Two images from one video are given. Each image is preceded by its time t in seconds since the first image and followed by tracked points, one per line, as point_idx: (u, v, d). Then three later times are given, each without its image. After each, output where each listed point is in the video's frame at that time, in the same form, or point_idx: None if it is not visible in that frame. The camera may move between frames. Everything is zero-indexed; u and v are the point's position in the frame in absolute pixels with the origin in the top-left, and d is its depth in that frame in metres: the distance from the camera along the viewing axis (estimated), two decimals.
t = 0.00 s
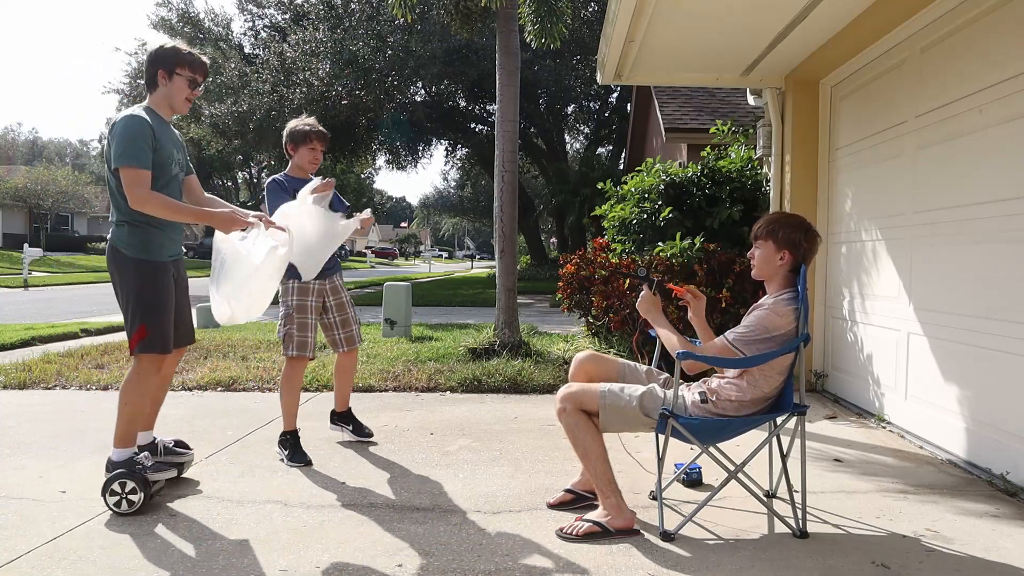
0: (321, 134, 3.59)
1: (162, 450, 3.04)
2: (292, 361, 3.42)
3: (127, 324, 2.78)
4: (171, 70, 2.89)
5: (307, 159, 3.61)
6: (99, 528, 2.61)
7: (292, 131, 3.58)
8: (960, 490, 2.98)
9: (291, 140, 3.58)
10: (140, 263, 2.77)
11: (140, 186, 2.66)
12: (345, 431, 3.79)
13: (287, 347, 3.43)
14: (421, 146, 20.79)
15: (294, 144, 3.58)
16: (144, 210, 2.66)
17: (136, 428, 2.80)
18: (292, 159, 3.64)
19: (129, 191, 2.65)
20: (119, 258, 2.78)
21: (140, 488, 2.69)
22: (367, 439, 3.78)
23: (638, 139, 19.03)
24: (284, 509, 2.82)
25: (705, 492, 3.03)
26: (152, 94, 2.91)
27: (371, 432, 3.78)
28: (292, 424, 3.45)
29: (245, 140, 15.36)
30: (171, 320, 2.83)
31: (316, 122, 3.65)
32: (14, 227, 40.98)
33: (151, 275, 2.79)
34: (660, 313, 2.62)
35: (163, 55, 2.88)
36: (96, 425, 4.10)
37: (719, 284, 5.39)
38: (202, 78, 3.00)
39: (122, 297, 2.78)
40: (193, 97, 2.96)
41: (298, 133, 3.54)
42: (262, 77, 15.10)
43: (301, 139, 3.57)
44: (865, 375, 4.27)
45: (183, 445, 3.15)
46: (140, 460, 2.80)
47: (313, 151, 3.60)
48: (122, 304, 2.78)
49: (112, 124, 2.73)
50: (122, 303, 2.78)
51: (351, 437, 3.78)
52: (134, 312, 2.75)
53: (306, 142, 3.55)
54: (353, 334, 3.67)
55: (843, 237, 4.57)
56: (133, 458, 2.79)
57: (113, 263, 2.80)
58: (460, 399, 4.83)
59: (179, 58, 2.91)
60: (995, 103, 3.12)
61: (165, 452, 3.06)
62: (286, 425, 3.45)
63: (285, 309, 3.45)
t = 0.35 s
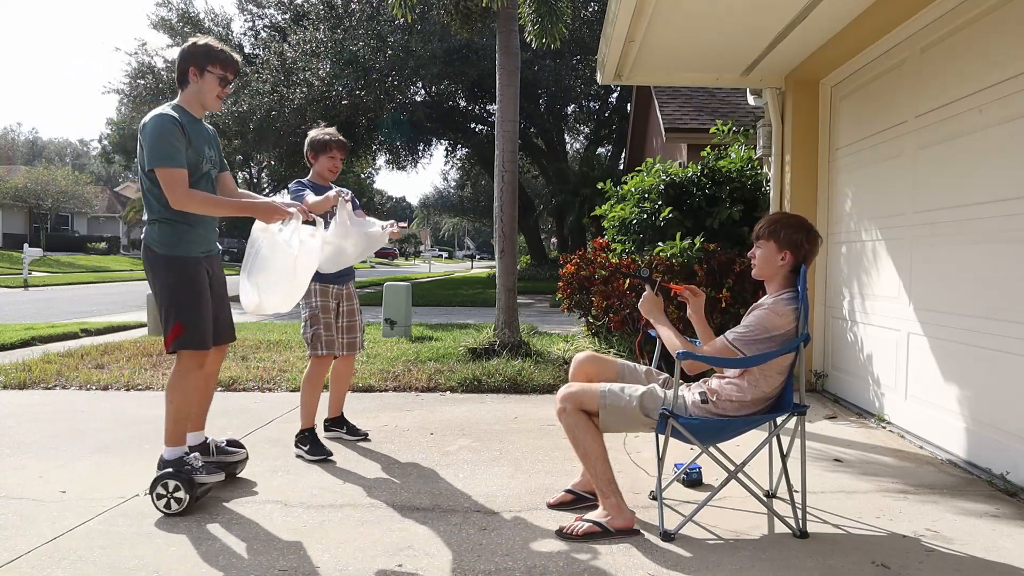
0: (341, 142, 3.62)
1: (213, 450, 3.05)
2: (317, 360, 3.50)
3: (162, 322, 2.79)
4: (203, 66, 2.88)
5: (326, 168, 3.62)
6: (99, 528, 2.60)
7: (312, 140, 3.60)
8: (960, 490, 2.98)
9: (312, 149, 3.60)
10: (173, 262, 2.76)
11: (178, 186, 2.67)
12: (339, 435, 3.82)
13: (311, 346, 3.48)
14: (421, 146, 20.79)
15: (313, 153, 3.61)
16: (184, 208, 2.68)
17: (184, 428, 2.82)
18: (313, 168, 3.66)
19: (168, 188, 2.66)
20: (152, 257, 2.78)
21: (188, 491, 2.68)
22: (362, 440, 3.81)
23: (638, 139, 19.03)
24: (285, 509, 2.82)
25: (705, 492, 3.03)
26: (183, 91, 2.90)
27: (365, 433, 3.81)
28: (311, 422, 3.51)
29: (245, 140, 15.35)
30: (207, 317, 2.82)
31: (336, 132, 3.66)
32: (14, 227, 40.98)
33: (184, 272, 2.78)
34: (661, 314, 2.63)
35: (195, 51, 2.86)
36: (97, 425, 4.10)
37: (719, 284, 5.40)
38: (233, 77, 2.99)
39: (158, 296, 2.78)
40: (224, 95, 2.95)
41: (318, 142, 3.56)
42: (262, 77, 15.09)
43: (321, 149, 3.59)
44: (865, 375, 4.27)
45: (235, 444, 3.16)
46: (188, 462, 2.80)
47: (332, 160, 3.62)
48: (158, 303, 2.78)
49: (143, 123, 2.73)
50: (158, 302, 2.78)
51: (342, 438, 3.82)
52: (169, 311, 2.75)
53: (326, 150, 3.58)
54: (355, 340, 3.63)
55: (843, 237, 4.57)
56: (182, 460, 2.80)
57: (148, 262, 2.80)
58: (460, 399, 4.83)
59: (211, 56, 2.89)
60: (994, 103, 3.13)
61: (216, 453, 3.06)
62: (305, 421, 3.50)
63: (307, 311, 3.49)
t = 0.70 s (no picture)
0: (352, 138, 3.61)
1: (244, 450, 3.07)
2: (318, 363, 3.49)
3: (201, 322, 2.80)
4: (225, 68, 2.88)
5: (337, 165, 3.61)
6: (99, 528, 2.60)
7: (324, 136, 3.59)
8: (960, 490, 2.97)
9: (324, 145, 3.59)
10: (213, 261, 2.78)
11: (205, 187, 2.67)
12: (339, 435, 3.82)
13: (310, 349, 3.48)
14: (421, 146, 20.79)
15: (325, 150, 3.60)
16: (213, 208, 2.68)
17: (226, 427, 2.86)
18: (325, 165, 3.65)
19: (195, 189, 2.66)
20: (187, 258, 2.78)
21: (245, 489, 2.71)
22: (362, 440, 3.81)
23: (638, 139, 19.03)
24: (284, 509, 2.82)
25: (705, 492, 3.03)
26: (206, 92, 2.90)
27: (365, 433, 3.81)
28: (321, 422, 3.51)
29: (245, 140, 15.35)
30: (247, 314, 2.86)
31: (349, 128, 3.65)
32: (14, 227, 40.98)
33: (223, 271, 2.80)
34: (659, 305, 2.59)
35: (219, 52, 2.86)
36: (97, 425, 4.10)
37: (719, 284, 5.40)
38: (255, 77, 2.98)
39: (197, 297, 2.79)
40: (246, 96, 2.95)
41: (329, 139, 3.55)
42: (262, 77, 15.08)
43: (332, 146, 3.58)
44: (864, 375, 4.27)
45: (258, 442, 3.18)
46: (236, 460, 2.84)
47: (343, 156, 3.61)
48: (197, 304, 2.80)
49: (170, 125, 2.73)
50: (197, 303, 2.80)
51: (342, 437, 3.82)
52: (212, 310, 2.77)
53: (337, 147, 3.56)
54: (356, 343, 3.58)
55: (843, 237, 4.57)
56: (230, 458, 2.84)
57: (183, 263, 2.80)
58: (460, 399, 4.83)
59: (234, 56, 2.89)
60: (994, 103, 3.13)
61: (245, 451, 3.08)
62: (315, 424, 3.50)
63: (311, 311, 3.49)
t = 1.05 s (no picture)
0: (359, 134, 3.60)
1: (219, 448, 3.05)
2: (319, 366, 3.47)
3: (205, 325, 2.78)
4: (232, 72, 2.88)
5: (343, 161, 3.61)
6: (100, 528, 2.60)
7: (330, 132, 3.60)
8: (960, 490, 2.98)
9: (329, 141, 3.60)
10: (225, 265, 2.80)
11: (212, 182, 2.67)
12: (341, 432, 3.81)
13: (314, 351, 3.48)
14: (421, 146, 20.80)
15: (331, 145, 3.59)
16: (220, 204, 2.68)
17: (214, 427, 2.83)
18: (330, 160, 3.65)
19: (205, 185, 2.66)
20: (197, 261, 2.77)
21: (233, 489, 2.72)
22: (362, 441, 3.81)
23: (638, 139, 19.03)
24: (284, 509, 2.81)
25: (705, 492, 3.03)
26: (212, 97, 2.92)
27: (366, 436, 3.80)
28: (321, 423, 3.49)
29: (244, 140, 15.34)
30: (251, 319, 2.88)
31: (355, 123, 3.65)
32: (14, 227, 40.99)
33: (231, 274, 2.81)
34: (655, 303, 2.58)
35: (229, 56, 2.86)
36: (97, 425, 4.10)
37: (719, 284, 5.40)
38: (262, 82, 2.98)
39: (205, 298, 2.78)
40: (253, 100, 2.95)
41: (335, 134, 3.55)
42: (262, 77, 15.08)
43: (338, 141, 3.58)
44: (864, 375, 4.27)
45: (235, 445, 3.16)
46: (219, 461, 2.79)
47: (348, 152, 3.60)
48: (204, 305, 2.79)
49: (182, 124, 2.74)
50: (204, 303, 2.79)
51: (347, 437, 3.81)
52: (220, 313, 2.77)
53: (342, 143, 3.56)
54: (366, 340, 3.63)
55: (844, 237, 4.57)
56: (212, 459, 2.78)
57: (190, 264, 2.79)
58: (460, 399, 4.83)
59: (241, 61, 2.89)
60: (994, 103, 3.13)
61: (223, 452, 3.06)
62: (314, 423, 3.48)
63: (315, 313, 3.50)
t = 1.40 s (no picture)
0: (373, 135, 3.59)
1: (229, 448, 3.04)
2: (324, 364, 3.52)
3: (212, 330, 2.80)
4: (246, 85, 2.87)
5: (357, 161, 3.61)
6: (100, 528, 2.60)
7: (345, 132, 3.59)
8: (960, 490, 2.98)
9: (343, 142, 3.60)
10: (220, 269, 2.78)
11: (189, 199, 2.64)
12: (375, 439, 3.72)
13: (324, 350, 3.52)
14: (421, 146, 20.80)
15: (345, 146, 3.60)
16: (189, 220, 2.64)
17: (235, 427, 2.83)
18: (344, 161, 3.65)
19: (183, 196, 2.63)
20: (191, 268, 2.77)
21: (263, 484, 2.76)
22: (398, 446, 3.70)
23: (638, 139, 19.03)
24: (284, 509, 2.82)
25: (705, 492, 3.03)
26: (221, 105, 2.90)
27: (399, 441, 3.69)
28: (322, 423, 3.49)
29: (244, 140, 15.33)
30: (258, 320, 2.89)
31: (370, 123, 3.64)
32: (14, 227, 40.98)
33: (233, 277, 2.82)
34: (660, 304, 2.58)
35: (246, 69, 2.85)
36: (97, 425, 4.10)
37: (719, 284, 5.40)
38: (275, 98, 2.96)
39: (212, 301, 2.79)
40: (262, 115, 2.93)
41: (349, 135, 3.55)
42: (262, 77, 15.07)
43: (352, 142, 3.58)
44: (864, 375, 4.27)
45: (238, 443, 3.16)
46: (244, 458, 2.80)
47: (362, 153, 3.60)
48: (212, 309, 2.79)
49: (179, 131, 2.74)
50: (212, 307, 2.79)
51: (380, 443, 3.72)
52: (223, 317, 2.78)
53: (356, 143, 3.56)
54: (383, 338, 3.65)
55: (844, 237, 4.57)
56: (236, 458, 2.79)
57: (190, 271, 2.77)
58: (460, 399, 4.83)
59: (255, 74, 2.87)
60: (994, 103, 3.13)
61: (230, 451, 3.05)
62: (315, 423, 3.49)
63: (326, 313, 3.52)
